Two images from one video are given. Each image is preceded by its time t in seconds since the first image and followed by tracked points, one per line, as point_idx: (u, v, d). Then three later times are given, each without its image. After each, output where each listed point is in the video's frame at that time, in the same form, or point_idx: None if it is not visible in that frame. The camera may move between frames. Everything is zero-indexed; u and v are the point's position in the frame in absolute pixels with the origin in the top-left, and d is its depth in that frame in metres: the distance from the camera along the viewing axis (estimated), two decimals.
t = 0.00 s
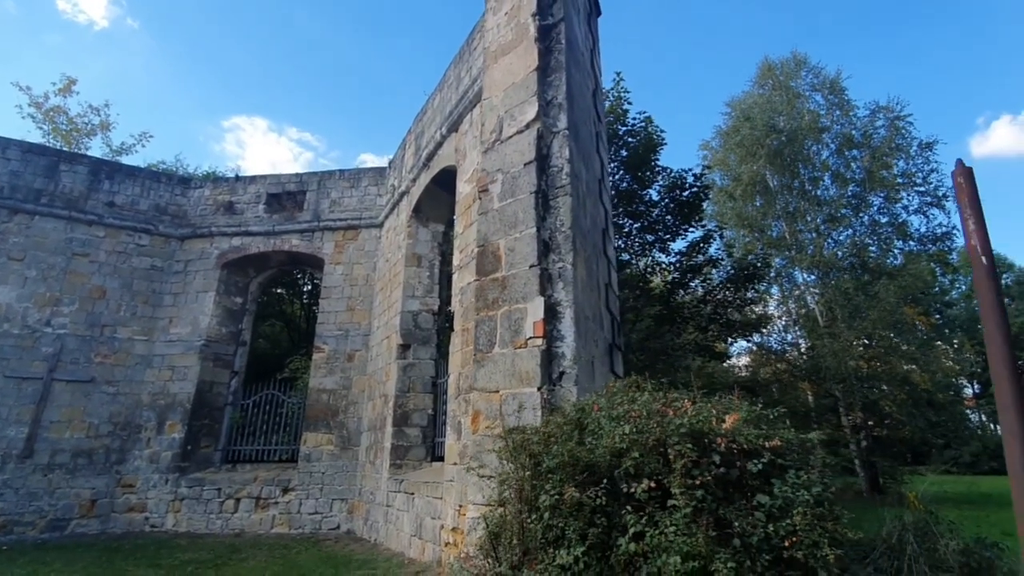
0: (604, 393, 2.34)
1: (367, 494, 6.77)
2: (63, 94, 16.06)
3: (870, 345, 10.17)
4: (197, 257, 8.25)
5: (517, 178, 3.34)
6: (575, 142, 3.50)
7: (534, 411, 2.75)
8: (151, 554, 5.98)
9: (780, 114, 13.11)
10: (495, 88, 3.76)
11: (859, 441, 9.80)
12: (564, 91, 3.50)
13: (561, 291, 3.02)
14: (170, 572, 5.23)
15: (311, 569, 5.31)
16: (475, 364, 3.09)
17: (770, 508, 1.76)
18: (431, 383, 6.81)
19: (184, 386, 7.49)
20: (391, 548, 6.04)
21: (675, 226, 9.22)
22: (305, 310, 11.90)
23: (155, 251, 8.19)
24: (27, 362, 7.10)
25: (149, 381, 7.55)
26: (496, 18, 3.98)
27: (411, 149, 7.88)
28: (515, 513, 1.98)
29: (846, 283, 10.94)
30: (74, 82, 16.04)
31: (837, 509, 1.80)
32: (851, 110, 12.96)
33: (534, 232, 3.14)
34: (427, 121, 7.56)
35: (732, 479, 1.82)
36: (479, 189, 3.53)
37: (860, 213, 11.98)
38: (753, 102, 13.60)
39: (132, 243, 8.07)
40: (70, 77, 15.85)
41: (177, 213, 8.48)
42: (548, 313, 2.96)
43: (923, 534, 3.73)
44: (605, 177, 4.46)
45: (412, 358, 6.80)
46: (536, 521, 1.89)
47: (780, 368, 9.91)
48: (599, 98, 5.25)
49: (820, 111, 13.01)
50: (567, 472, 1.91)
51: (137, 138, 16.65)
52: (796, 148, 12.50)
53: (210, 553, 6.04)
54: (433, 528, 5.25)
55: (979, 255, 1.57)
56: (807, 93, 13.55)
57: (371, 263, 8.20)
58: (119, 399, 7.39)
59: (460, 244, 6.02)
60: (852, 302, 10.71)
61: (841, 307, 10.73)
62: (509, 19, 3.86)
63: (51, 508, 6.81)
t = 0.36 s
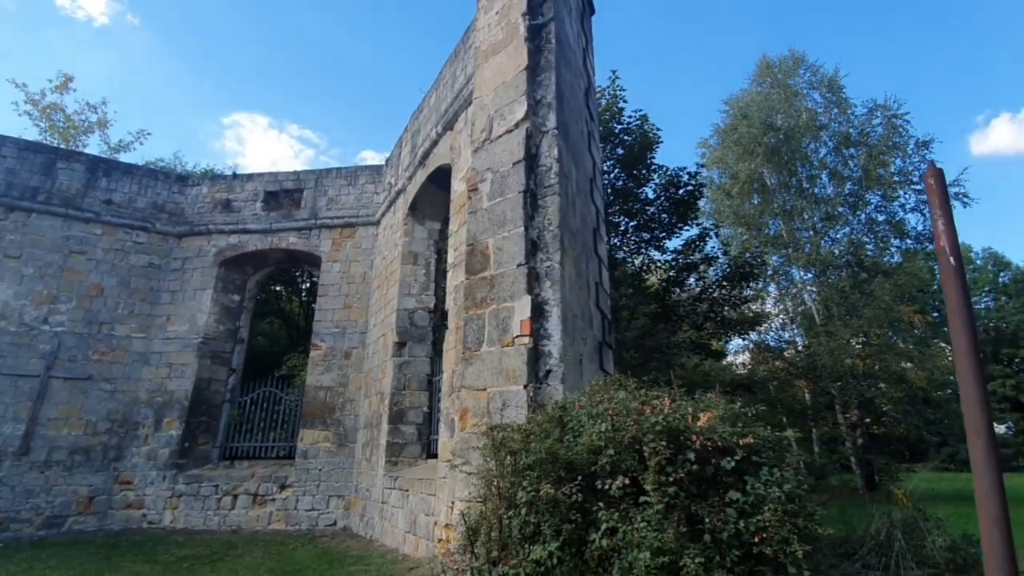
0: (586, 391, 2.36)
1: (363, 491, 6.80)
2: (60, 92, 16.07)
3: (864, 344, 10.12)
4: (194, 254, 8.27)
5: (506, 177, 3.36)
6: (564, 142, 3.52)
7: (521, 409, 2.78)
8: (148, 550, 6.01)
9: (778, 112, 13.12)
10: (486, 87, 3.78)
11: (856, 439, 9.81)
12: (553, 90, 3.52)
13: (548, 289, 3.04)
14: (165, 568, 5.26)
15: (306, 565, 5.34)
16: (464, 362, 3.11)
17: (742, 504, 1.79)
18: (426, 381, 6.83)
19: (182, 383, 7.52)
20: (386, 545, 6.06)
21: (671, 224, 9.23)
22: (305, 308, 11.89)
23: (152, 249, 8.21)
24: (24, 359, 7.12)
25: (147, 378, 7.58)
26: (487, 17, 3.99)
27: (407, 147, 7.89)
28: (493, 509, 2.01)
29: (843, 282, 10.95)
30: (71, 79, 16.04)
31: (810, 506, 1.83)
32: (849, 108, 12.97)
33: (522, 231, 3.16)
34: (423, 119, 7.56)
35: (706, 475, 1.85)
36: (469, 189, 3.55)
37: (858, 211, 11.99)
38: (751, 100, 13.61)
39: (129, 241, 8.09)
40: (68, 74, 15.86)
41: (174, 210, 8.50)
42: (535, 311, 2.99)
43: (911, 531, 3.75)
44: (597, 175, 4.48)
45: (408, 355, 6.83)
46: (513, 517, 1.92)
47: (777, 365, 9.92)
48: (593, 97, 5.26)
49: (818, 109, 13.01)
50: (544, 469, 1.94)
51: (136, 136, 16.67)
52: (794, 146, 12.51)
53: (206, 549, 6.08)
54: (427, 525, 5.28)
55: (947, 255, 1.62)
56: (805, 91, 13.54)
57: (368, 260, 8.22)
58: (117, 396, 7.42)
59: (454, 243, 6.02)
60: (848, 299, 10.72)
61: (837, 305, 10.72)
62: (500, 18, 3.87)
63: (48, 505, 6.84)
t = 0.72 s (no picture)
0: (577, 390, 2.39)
1: (371, 486, 6.86)
2: (75, 93, 16.30)
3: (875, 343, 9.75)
4: (206, 253, 8.38)
5: (505, 176, 3.39)
6: (563, 141, 3.54)
7: (516, 407, 2.81)
8: (161, 543, 6.12)
9: (788, 108, 13.02)
10: (486, 87, 3.81)
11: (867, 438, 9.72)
12: (552, 90, 3.54)
13: (545, 288, 3.07)
14: (177, 560, 5.35)
15: (313, 558, 5.39)
16: (462, 360, 3.14)
17: (725, 503, 1.82)
18: (432, 378, 6.87)
19: (194, 379, 7.63)
20: (392, 540, 6.11)
21: (678, 222, 9.20)
22: (315, 305, 12.00)
23: (165, 247, 8.32)
24: (41, 356, 7.26)
25: (160, 375, 7.70)
26: (487, 17, 4.01)
27: (414, 146, 7.93)
28: (482, 505, 2.06)
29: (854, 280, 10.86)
30: (86, 80, 16.27)
31: (794, 505, 1.85)
32: (862, 103, 12.84)
33: (519, 231, 3.19)
34: (429, 118, 7.59)
35: (691, 474, 1.88)
36: (469, 188, 3.58)
37: (871, 207, 11.83)
38: (762, 96, 13.52)
39: (143, 240, 8.21)
40: (83, 76, 16.08)
41: (187, 209, 8.60)
42: (532, 310, 3.01)
43: (915, 531, 3.72)
44: (598, 174, 4.49)
45: (414, 353, 6.89)
46: (500, 513, 1.96)
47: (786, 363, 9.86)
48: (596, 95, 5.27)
49: (830, 105, 12.88)
50: (531, 467, 1.99)
51: (150, 136, 16.89)
52: (804, 142, 12.41)
53: (218, 542, 6.17)
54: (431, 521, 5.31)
55: (931, 256, 1.62)
56: (816, 86, 13.40)
57: (376, 259, 8.28)
58: (132, 392, 7.55)
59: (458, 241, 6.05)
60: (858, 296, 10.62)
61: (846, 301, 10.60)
62: (500, 18, 3.90)
63: (65, 498, 6.97)
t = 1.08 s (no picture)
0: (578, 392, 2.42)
1: (380, 486, 6.90)
2: (92, 99, 16.57)
3: (888, 344, 9.40)
4: (219, 255, 8.48)
5: (508, 179, 3.42)
6: (566, 144, 3.56)
7: (518, 408, 2.83)
8: (176, 540, 6.20)
9: (800, 107, 12.94)
10: (489, 91, 3.84)
11: (881, 439, 9.63)
12: (555, 93, 3.56)
13: (548, 290, 3.09)
14: (191, 558, 5.42)
15: (322, 557, 5.44)
16: (466, 362, 3.17)
17: (721, 505, 1.84)
18: (440, 379, 6.90)
19: (208, 380, 7.73)
20: (401, 539, 6.14)
21: (686, 222, 9.17)
22: (325, 307, 12.13)
23: (179, 249, 8.43)
24: (60, 356, 7.39)
25: (175, 375, 7.80)
26: (492, 21, 4.04)
27: (423, 148, 7.98)
28: (481, 507, 2.09)
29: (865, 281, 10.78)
30: (103, 86, 16.53)
31: (790, 507, 1.87)
32: (875, 101, 12.71)
33: (523, 233, 3.21)
34: (437, 121, 7.63)
35: (688, 476, 1.89)
36: (473, 191, 3.62)
37: (885, 205, 11.67)
38: (773, 95, 13.44)
39: (158, 242, 8.33)
40: (99, 82, 16.35)
41: (201, 212, 8.71)
42: (534, 312, 3.04)
43: (924, 534, 3.68)
44: (603, 176, 4.51)
45: (422, 353, 6.92)
46: (498, 514, 1.99)
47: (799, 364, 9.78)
48: (601, 97, 5.28)
49: (843, 103, 12.77)
50: (529, 469, 2.01)
51: (165, 140, 17.13)
52: (816, 141, 12.32)
53: (231, 540, 6.24)
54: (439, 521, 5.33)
55: (927, 258, 1.62)
56: (828, 84, 13.29)
57: (385, 260, 8.34)
58: (148, 391, 7.66)
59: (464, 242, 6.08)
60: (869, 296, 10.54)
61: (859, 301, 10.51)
62: (504, 22, 3.92)
63: (84, 495, 7.08)
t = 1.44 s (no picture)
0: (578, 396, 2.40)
1: (381, 489, 6.89)
2: (95, 103, 16.62)
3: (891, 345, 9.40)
4: (221, 258, 8.48)
5: (508, 182, 3.41)
6: (566, 146, 3.55)
7: (518, 411, 2.82)
8: (178, 543, 6.19)
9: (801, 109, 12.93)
10: (489, 94, 3.84)
11: (884, 442, 9.59)
12: (555, 95, 3.55)
13: (548, 292, 3.08)
14: (193, 561, 5.41)
15: (323, 560, 5.42)
16: (466, 364, 3.16)
17: (722, 509, 1.82)
18: (441, 382, 6.88)
19: (209, 383, 7.73)
20: (402, 543, 6.11)
21: (688, 224, 9.14)
22: (326, 309, 12.14)
23: (181, 252, 8.43)
24: (63, 359, 7.40)
25: (176, 378, 7.80)
26: (491, 24, 4.03)
27: (423, 151, 7.97)
28: (480, 512, 2.07)
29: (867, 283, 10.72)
30: (106, 91, 16.59)
31: (791, 510, 1.86)
32: (877, 102, 12.69)
33: (522, 236, 3.21)
34: (438, 123, 7.64)
35: (689, 480, 1.88)
36: (473, 194, 3.61)
37: (888, 206, 11.64)
38: (774, 96, 13.42)
39: (160, 245, 8.34)
40: (102, 86, 16.41)
41: (202, 215, 8.72)
42: (534, 315, 3.03)
43: (929, 538, 3.65)
44: (603, 178, 4.51)
45: (423, 356, 6.90)
46: (497, 518, 1.98)
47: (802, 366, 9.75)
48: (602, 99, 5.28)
49: (844, 105, 12.75)
50: (528, 473, 2.00)
51: (167, 144, 17.18)
52: (818, 143, 12.31)
53: (232, 543, 6.23)
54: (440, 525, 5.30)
55: (928, 260, 1.61)
56: (830, 85, 13.27)
57: (386, 263, 8.33)
58: (149, 394, 7.66)
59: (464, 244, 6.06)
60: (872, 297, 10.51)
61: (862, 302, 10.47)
62: (503, 25, 3.92)
63: (86, 498, 7.08)
